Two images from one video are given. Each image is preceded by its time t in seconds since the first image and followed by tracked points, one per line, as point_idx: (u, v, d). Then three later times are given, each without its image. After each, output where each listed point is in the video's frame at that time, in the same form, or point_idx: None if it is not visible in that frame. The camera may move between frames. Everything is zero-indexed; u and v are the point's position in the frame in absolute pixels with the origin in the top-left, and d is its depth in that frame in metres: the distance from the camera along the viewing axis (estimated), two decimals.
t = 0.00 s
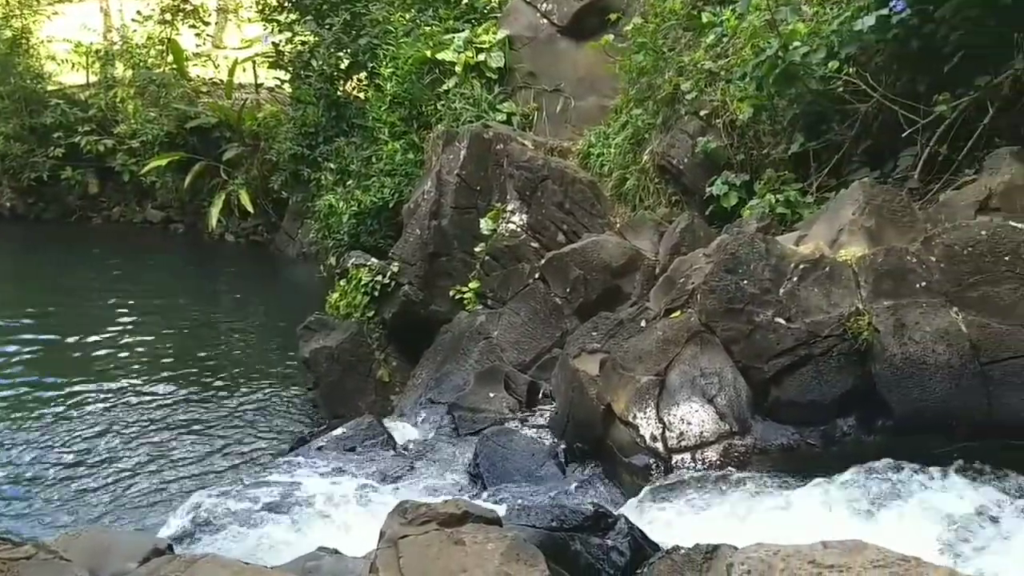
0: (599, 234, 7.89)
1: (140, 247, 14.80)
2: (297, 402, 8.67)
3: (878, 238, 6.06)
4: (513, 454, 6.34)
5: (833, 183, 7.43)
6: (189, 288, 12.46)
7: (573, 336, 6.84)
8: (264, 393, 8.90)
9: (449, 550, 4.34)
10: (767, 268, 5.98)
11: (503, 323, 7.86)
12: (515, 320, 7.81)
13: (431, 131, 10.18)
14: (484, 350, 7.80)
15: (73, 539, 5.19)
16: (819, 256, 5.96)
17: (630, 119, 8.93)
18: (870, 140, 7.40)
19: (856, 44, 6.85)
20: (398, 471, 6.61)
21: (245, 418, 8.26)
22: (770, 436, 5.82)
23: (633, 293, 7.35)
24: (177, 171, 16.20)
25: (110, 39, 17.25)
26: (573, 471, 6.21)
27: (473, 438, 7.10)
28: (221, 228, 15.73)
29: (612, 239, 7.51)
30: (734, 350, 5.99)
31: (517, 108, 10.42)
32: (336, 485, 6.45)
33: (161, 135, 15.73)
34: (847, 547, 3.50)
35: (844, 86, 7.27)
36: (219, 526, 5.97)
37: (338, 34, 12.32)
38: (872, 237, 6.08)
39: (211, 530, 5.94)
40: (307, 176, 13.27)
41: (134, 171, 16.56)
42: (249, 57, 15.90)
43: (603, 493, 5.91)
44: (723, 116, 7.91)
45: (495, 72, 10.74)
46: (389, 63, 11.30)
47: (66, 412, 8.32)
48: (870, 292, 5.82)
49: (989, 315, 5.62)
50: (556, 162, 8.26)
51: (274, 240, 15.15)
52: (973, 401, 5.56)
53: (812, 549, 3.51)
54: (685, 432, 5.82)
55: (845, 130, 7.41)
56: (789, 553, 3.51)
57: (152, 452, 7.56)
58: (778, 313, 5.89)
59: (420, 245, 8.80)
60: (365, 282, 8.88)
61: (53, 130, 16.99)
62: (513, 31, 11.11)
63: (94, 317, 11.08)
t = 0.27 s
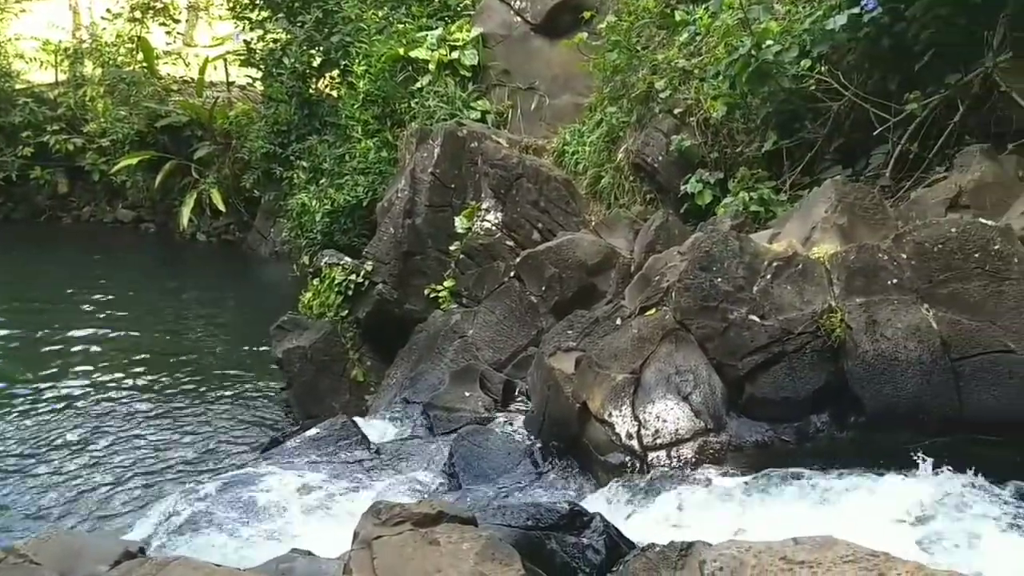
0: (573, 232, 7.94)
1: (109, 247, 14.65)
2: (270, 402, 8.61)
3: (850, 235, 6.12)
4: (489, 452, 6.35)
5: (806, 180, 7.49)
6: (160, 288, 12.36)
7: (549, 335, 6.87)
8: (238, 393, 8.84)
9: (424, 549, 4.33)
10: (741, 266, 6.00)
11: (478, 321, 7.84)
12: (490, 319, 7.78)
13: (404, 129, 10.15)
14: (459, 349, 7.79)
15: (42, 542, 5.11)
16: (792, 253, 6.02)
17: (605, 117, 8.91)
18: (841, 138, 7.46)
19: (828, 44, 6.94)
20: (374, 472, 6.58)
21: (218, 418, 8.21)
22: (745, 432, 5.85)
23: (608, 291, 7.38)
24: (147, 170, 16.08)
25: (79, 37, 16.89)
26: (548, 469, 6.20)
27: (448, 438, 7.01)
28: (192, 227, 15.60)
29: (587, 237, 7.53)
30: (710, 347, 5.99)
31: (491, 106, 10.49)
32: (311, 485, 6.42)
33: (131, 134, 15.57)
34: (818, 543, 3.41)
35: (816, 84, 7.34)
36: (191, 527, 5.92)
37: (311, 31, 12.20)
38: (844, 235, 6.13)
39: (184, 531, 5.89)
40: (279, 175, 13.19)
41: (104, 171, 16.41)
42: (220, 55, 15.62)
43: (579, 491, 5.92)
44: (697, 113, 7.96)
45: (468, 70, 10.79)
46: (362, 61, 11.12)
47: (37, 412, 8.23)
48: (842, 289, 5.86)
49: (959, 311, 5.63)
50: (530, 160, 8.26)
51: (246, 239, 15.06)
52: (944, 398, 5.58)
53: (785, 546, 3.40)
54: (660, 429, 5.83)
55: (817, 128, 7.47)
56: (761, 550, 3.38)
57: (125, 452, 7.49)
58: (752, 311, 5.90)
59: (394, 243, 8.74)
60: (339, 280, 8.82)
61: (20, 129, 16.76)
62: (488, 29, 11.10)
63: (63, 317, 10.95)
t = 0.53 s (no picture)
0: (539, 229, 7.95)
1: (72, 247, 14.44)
2: (236, 402, 8.53)
3: (815, 232, 6.15)
4: (455, 449, 6.26)
5: (771, 177, 7.57)
6: (123, 287, 12.20)
7: (516, 332, 6.87)
8: (204, 393, 8.74)
9: (391, 548, 4.29)
10: (707, 263, 6.01)
11: (445, 319, 7.79)
12: (456, 317, 7.74)
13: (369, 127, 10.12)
14: (425, 348, 7.74)
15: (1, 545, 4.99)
16: (758, 251, 6.03)
17: (571, 115, 8.94)
18: (806, 135, 7.55)
19: (793, 40, 7.03)
20: (339, 472, 6.50)
21: (183, 418, 8.11)
22: (711, 429, 5.84)
23: (575, 288, 7.40)
24: (109, 169, 15.87)
25: (39, 34, 16.56)
26: (514, 466, 6.14)
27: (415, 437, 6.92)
28: (156, 226, 15.43)
29: (553, 235, 7.54)
30: (676, 345, 6.00)
31: (456, 103, 10.48)
32: (277, 485, 6.35)
33: (94, 133, 15.39)
34: (782, 539, 3.39)
35: (780, 82, 7.39)
36: (156, 529, 5.83)
37: (275, 29, 11.93)
38: (809, 231, 6.16)
39: (149, 533, 5.80)
40: (244, 173, 13.07)
41: (66, 170, 16.18)
42: (183, 53, 15.52)
43: (546, 490, 5.87)
44: (664, 111, 7.95)
45: (434, 67, 10.76)
46: (327, 58, 10.99)
47: None
48: (808, 286, 5.87)
49: (923, 307, 5.68)
50: (496, 157, 8.29)
51: (210, 238, 14.92)
52: (908, 394, 5.60)
53: (748, 543, 3.36)
54: (627, 427, 5.83)
55: (782, 125, 7.53)
56: (725, 546, 3.34)
57: (88, 453, 7.38)
58: (718, 308, 5.92)
59: (360, 241, 8.64)
60: (304, 279, 8.72)
61: None
62: (453, 26, 11.03)
63: (24, 318, 10.77)
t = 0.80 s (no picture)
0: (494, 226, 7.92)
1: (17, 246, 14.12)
2: (187, 402, 8.38)
3: (768, 228, 6.20)
4: (410, 449, 6.24)
5: (724, 174, 7.63)
6: (71, 287, 11.95)
7: (471, 330, 6.81)
8: (154, 393, 8.58)
9: (343, 549, 4.22)
10: (661, 259, 6.04)
11: (399, 318, 7.71)
12: (411, 315, 7.66)
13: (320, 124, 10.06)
14: (378, 347, 7.67)
15: None
16: (712, 247, 6.04)
17: (525, 111, 8.93)
18: (758, 132, 7.60)
19: (745, 37, 7.09)
20: (293, 473, 6.41)
21: (133, 419, 7.95)
22: (666, 426, 5.85)
23: (530, 285, 7.39)
24: (56, 167, 15.52)
25: None
26: (470, 466, 6.13)
27: (368, 436, 6.86)
28: (105, 225, 15.15)
29: (508, 232, 7.50)
30: (630, 341, 6.00)
31: (410, 100, 10.45)
32: (229, 487, 6.23)
33: (41, 131, 15.06)
34: (733, 533, 3.36)
35: (732, 79, 7.45)
36: (105, 533, 5.68)
37: (225, 26, 11.78)
38: (761, 227, 6.21)
39: (97, 537, 5.65)
40: (194, 171, 12.88)
41: (13, 168, 15.71)
42: (132, 49, 15.35)
43: (502, 488, 5.84)
44: (617, 108, 7.96)
45: (386, 63, 10.76)
46: (278, 54, 10.83)
47: None
48: (761, 282, 5.91)
49: (873, 302, 5.74)
50: (449, 154, 8.25)
51: (160, 237, 14.69)
52: (860, 388, 5.64)
53: (699, 537, 3.35)
54: (583, 424, 5.82)
55: (735, 122, 7.57)
56: (677, 541, 3.33)
57: (34, 456, 7.20)
58: (672, 304, 5.93)
59: (312, 239, 8.55)
60: (255, 278, 8.60)
61: None
62: (406, 21, 11.10)
63: None
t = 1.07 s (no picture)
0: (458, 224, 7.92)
1: None
2: (146, 404, 8.27)
3: (729, 225, 6.27)
4: (374, 449, 6.17)
5: (686, 171, 7.71)
6: (28, 288, 11.75)
7: (434, 329, 6.76)
8: (113, 395, 8.46)
9: (306, 549, 4.19)
10: (624, 257, 6.04)
11: (362, 317, 7.67)
12: (374, 314, 7.62)
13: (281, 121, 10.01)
14: (340, 347, 7.62)
15: None
16: (674, 244, 6.07)
17: (488, 109, 8.92)
18: (720, 130, 7.72)
19: (706, 35, 7.13)
20: (255, 474, 6.35)
21: (91, 421, 7.83)
22: (631, 422, 5.85)
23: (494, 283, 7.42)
24: (12, 166, 15.23)
25: None
26: (435, 466, 6.10)
27: (331, 437, 6.80)
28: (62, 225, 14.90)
29: (472, 230, 7.52)
30: (594, 339, 6.02)
31: (373, 97, 10.39)
32: (191, 489, 6.15)
33: None
34: (694, 526, 3.38)
35: (693, 77, 7.55)
36: (63, 537, 5.57)
37: (184, 23, 11.69)
38: (723, 224, 6.27)
39: (55, 541, 5.54)
40: (153, 169, 12.72)
41: None
42: (89, 46, 15.14)
43: (467, 488, 5.80)
44: (580, 106, 8.02)
45: (347, 60, 10.74)
46: (237, 51, 10.79)
47: None
48: (723, 278, 5.94)
49: (833, 298, 5.79)
50: (412, 151, 8.20)
51: (119, 236, 14.50)
52: (820, 383, 5.68)
53: (661, 531, 3.35)
54: (547, 421, 5.85)
55: (697, 120, 7.69)
56: (640, 534, 3.34)
57: None
58: (636, 301, 5.94)
59: (273, 238, 8.48)
60: (216, 277, 8.51)
61: None
62: (367, 18, 11.12)
63: None
